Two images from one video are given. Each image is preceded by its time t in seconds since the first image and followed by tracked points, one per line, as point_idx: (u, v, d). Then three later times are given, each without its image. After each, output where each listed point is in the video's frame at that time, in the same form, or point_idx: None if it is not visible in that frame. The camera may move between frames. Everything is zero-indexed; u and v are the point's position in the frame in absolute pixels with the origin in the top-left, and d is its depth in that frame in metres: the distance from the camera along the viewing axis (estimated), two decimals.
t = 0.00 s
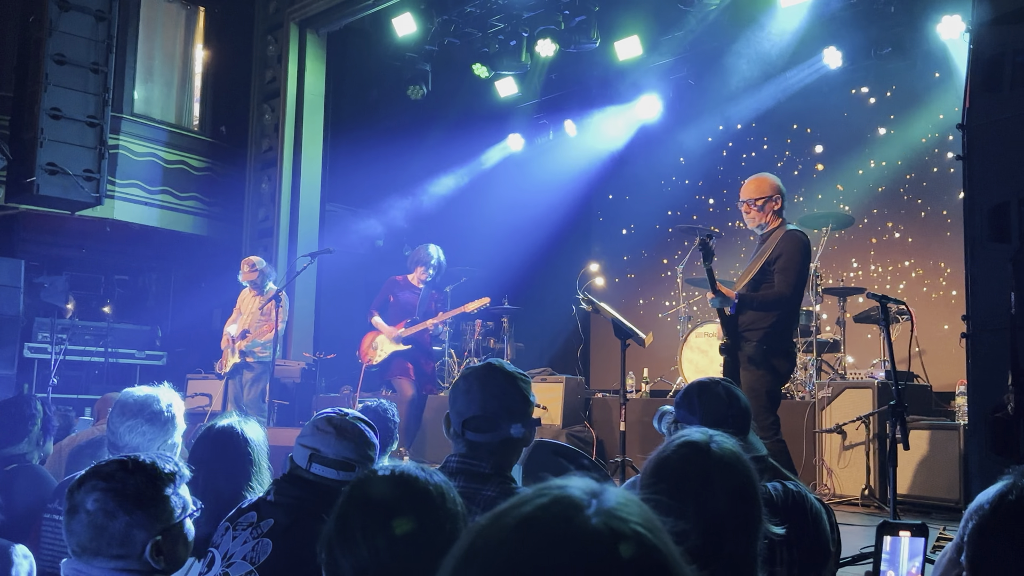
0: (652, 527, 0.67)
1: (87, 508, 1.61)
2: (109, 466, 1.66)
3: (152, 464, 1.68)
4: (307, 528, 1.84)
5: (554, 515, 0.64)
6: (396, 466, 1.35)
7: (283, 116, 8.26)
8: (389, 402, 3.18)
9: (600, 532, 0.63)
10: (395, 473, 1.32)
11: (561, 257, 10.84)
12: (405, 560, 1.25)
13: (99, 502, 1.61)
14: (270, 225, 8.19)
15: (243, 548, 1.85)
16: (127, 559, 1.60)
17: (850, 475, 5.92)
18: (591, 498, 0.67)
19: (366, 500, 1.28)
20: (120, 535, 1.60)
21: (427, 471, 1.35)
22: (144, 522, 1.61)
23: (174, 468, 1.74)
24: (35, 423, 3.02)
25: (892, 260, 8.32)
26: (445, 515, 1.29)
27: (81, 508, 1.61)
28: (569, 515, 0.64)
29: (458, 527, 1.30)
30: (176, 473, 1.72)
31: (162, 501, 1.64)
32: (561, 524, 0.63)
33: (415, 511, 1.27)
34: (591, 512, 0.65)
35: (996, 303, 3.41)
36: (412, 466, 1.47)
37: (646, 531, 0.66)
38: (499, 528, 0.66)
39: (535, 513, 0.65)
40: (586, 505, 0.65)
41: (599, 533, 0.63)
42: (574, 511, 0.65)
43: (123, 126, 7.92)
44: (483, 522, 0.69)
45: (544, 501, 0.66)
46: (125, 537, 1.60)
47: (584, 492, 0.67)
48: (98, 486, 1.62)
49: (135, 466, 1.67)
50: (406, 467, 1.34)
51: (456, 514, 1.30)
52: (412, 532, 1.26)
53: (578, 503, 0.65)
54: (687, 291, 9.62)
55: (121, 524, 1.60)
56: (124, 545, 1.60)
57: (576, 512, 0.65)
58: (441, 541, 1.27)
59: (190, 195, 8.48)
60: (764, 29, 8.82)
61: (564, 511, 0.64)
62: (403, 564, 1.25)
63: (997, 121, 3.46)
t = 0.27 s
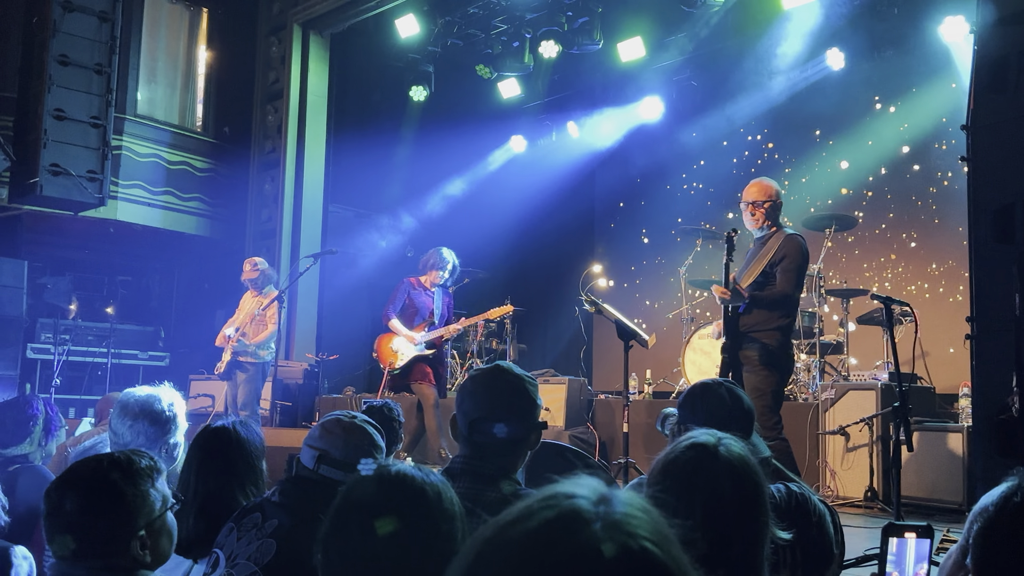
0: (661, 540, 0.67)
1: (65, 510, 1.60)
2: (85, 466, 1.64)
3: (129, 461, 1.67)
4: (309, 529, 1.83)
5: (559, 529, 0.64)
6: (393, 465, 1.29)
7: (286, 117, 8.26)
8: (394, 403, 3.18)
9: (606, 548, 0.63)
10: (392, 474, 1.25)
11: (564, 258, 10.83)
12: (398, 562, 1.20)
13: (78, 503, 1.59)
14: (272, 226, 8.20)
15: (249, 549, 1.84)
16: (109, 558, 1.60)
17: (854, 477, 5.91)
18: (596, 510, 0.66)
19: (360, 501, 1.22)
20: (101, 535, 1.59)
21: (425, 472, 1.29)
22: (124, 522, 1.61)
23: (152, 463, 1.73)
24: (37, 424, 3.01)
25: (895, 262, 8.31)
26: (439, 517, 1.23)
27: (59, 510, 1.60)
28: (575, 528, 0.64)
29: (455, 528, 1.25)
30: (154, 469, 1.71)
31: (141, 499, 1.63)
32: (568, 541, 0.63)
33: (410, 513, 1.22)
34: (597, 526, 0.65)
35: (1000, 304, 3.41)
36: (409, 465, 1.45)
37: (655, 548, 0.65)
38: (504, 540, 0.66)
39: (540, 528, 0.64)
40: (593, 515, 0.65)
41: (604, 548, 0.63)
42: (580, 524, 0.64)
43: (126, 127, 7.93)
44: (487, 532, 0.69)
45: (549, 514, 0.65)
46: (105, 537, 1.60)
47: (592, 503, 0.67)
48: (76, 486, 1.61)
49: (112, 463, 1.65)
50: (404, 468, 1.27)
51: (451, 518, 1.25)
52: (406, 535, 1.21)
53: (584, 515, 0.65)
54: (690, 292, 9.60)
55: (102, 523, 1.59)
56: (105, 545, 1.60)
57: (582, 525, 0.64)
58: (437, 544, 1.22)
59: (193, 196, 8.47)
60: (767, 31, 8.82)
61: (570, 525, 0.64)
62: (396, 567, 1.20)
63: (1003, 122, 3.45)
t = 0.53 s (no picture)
0: (672, 553, 0.65)
1: (50, 511, 1.60)
2: (68, 466, 1.65)
3: (112, 458, 1.68)
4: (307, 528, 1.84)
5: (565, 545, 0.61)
6: (390, 466, 1.27)
7: (288, 118, 8.27)
8: (400, 402, 3.17)
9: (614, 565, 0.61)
10: (388, 472, 1.25)
11: (566, 259, 10.83)
12: (394, 561, 1.17)
13: (63, 502, 1.60)
14: (274, 226, 8.20)
15: (253, 548, 1.84)
16: (98, 555, 1.60)
17: (856, 478, 5.90)
18: (604, 524, 0.64)
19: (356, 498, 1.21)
20: (89, 532, 1.59)
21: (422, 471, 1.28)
22: (111, 517, 1.60)
23: (134, 461, 1.74)
24: (37, 425, 2.99)
25: (897, 263, 8.29)
26: (435, 516, 1.21)
27: (43, 511, 1.60)
28: (582, 544, 0.62)
29: (451, 528, 1.22)
30: (135, 467, 1.72)
31: (127, 494, 1.64)
32: (575, 559, 0.61)
33: (406, 512, 1.19)
34: (605, 542, 0.63)
35: (1003, 305, 3.40)
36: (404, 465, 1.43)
37: (663, 566, 0.63)
38: (508, 554, 0.64)
39: (544, 544, 0.62)
40: (597, 528, 0.63)
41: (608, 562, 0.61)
42: (588, 540, 0.62)
43: (128, 127, 7.93)
44: (490, 544, 0.67)
45: (556, 528, 0.63)
46: (92, 534, 1.59)
47: (601, 517, 0.64)
48: (60, 487, 1.61)
49: (95, 460, 1.66)
50: (400, 467, 1.26)
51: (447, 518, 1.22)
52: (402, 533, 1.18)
53: (591, 530, 0.63)
54: (692, 293, 9.59)
55: (90, 519, 1.59)
56: (93, 542, 1.59)
57: (588, 540, 0.62)
58: (433, 543, 1.19)
59: (195, 196, 8.48)
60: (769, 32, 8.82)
61: (577, 541, 0.62)
62: (392, 566, 1.17)
63: (1006, 123, 3.45)
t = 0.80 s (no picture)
0: (684, 561, 0.65)
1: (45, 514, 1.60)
2: (63, 470, 1.65)
3: (107, 462, 1.68)
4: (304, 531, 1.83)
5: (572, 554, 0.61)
6: (381, 469, 1.23)
7: (291, 121, 8.27)
8: (406, 403, 3.18)
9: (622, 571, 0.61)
10: (378, 475, 1.20)
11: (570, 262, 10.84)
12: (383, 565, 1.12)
13: (60, 503, 1.60)
14: (276, 229, 8.22)
15: (256, 552, 1.83)
16: (98, 553, 1.60)
17: (859, 482, 5.90)
18: (614, 530, 0.64)
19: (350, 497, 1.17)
20: (87, 532, 1.59)
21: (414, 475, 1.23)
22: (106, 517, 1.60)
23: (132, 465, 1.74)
24: (41, 428, 2.99)
25: (899, 266, 8.29)
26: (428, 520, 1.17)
27: (40, 513, 1.60)
28: (590, 554, 0.62)
29: (443, 531, 1.18)
30: (131, 471, 1.72)
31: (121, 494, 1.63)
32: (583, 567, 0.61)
33: (396, 516, 1.15)
34: (612, 547, 0.63)
35: (1007, 309, 3.40)
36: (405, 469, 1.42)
37: None
38: (517, 559, 0.64)
39: (553, 551, 0.63)
40: (605, 534, 0.63)
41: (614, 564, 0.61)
42: (596, 549, 0.62)
43: (132, 130, 7.95)
44: (502, 545, 0.67)
45: (565, 535, 0.63)
46: (91, 534, 1.59)
47: (612, 524, 0.64)
48: (57, 489, 1.62)
49: (94, 462, 1.67)
50: (390, 470, 1.22)
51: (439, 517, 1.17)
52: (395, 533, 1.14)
53: (601, 538, 0.63)
54: (695, 296, 9.59)
55: (88, 519, 1.59)
56: (92, 542, 1.59)
57: (598, 547, 0.62)
58: (425, 546, 1.15)
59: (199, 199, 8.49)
60: (773, 36, 8.81)
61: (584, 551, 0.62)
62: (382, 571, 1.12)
63: (1011, 128, 3.44)
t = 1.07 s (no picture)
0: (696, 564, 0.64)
1: (45, 511, 1.61)
2: (64, 470, 1.66)
3: (108, 463, 1.68)
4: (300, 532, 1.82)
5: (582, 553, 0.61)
6: (363, 469, 1.19)
7: (292, 124, 8.29)
8: (408, 405, 3.18)
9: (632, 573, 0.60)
10: (360, 477, 1.16)
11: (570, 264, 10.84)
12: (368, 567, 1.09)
13: (59, 501, 1.61)
14: (278, 231, 8.23)
15: (256, 554, 1.85)
16: (98, 554, 1.60)
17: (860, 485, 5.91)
18: (626, 531, 0.64)
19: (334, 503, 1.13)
20: (84, 532, 1.59)
21: (399, 477, 1.19)
22: (101, 515, 1.60)
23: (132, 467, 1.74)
24: (42, 429, 2.99)
25: (900, 270, 8.29)
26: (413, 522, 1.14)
27: (40, 511, 1.61)
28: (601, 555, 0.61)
29: (428, 531, 1.16)
30: (132, 473, 1.72)
31: (119, 494, 1.63)
32: (594, 564, 0.61)
33: (379, 517, 1.11)
34: (623, 547, 0.62)
35: (1007, 312, 3.40)
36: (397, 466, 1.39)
37: None
38: (526, 556, 0.64)
39: (564, 547, 0.62)
40: (618, 532, 0.63)
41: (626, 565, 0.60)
42: (606, 549, 0.62)
43: (134, 132, 7.91)
44: (512, 542, 0.67)
45: (576, 533, 0.63)
46: (89, 533, 1.59)
47: (625, 524, 0.64)
48: (55, 488, 1.63)
49: (94, 463, 1.67)
50: (374, 471, 1.18)
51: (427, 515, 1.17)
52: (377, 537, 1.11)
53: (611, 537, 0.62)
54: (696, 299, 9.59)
55: (85, 518, 1.59)
56: (89, 541, 1.59)
57: (607, 548, 0.62)
58: (409, 547, 1.13)
59: (201, 201, 8.43)
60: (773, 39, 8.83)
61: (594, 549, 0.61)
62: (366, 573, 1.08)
63: (1011, 132, 3.45)
